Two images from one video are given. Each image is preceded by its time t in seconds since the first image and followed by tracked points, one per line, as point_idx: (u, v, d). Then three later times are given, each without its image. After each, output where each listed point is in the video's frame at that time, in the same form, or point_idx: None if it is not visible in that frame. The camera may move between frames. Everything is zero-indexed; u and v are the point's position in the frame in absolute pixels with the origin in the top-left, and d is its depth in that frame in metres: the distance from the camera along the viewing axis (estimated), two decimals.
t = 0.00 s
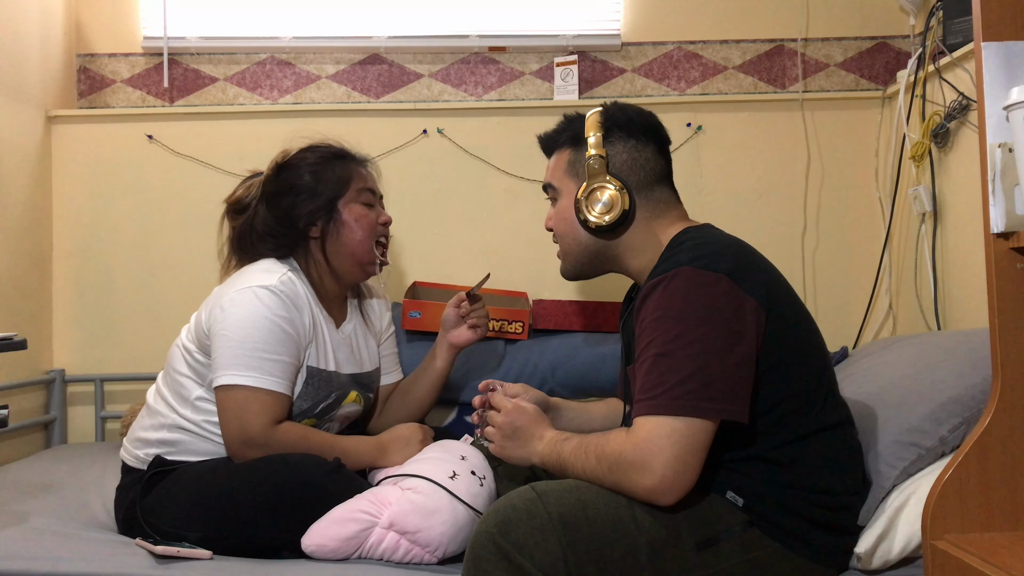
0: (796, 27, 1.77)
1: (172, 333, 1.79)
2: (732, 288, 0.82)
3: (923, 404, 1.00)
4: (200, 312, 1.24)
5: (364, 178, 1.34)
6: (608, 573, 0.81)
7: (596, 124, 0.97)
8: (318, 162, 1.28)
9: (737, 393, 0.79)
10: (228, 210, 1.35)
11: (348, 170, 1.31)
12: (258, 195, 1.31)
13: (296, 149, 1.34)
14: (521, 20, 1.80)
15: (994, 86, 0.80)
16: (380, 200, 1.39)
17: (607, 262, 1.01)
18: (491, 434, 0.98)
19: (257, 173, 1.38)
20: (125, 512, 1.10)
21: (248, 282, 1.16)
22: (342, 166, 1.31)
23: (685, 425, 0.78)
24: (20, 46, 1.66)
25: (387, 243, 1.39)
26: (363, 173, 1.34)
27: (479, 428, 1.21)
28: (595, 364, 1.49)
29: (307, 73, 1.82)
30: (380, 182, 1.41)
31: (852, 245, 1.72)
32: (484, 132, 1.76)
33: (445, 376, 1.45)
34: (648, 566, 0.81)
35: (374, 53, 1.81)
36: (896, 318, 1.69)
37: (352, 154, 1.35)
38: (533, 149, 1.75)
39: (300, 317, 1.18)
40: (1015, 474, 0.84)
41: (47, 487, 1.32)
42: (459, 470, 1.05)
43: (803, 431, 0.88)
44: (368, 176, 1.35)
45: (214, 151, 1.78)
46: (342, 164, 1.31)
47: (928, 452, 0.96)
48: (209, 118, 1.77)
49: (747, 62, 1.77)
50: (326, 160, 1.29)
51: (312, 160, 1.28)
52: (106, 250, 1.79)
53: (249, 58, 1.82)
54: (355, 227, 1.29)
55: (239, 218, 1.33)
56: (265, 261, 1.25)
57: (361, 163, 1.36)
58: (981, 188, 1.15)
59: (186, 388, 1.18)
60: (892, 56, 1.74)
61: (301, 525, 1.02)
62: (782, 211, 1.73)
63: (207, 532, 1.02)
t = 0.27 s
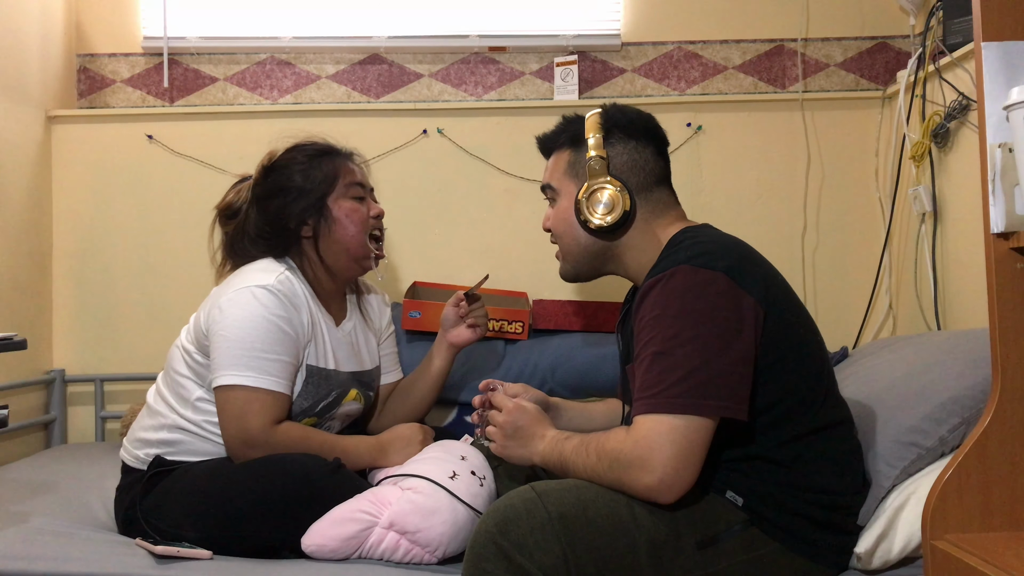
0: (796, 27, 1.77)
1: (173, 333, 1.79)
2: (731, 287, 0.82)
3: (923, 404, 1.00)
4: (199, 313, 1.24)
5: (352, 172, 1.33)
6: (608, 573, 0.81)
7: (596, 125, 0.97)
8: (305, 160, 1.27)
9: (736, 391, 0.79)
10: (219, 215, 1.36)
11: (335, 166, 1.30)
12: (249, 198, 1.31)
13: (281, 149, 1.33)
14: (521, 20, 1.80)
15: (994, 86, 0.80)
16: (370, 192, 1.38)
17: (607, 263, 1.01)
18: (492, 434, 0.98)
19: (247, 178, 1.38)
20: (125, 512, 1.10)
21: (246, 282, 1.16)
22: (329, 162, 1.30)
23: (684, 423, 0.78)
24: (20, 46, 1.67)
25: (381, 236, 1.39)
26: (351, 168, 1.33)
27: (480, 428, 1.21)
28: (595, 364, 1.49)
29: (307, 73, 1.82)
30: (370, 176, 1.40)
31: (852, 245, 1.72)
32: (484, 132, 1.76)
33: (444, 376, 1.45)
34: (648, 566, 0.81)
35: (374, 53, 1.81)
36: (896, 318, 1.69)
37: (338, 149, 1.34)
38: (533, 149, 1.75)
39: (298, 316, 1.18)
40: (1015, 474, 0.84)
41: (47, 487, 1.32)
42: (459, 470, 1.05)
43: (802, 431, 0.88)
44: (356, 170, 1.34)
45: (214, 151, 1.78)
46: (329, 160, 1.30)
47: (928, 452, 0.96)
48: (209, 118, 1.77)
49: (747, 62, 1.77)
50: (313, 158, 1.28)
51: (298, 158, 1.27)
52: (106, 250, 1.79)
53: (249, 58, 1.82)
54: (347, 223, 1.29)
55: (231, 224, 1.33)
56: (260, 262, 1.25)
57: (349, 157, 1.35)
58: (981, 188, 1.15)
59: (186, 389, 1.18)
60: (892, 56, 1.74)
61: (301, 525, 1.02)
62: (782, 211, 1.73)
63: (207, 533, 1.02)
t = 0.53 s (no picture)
0: (796, 27, 1.77)
1: (173, 333, 1.79)
2: (732, 287, 0.82)
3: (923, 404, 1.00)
4: (197, 314, 1.24)
5: (349, 172, 1.33)
6: (608, 573, 0.81)
7: (596, 124, 0.97)
8: (303, 159, 1.28)
9: (736, 392, 0.79)
10: (217, 215, 1.36)
11: (333, 165, 1.30)
12: (246, 198, 1.31)
13: (279, 149, 1.33)
14: (521, 20, 1.80)
15: (994, 87, 0.80)
16: (368, 191, 1.38)
17: (607, 262, 1.01)
18: (492, 433, 0.98)
19: (245, 178, 1.38)
20: (125, 512, 1.10)
21: (244, 283, 1.16)
22: (327, 162, 1.30)
23: (685, 424, 0.78)
24: (20, 46, 1.67)
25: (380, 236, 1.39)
26: (349, 167, 1.33)
27: (479, 428, 1.21)
28: (595, 364, 1.49)
29: (307, 73, 1.82)
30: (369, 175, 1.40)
31: (852, 245, 1.72)
32: (484, 132, 1.76)
33: (443, 375, 1.45)
34: (648, 566, 0.81)
35: (374, 53, 1.81)
36: (896, 318, 1.69)
37: (335, 149, 1.34)
38: (533, 149, 1.75)
39: (297, 317, 1.18)
40: (1015, 474, 0.84)
41: (47, 487, 1.32)
42: (459, 470, 1.05)
43: (802, 431, 0.88)
44: (352, 169, 1.34)
45: (214, 151, 1.78)
46: (326, 160, 1.30)
47: (928, 452, 0.96)
48: (209, 117, 1.77)
49: (747, 62, 1.77)
50: (310, 157, 1.29)
51: (296, 158, 1.28)
52: (106, 250, 1.79)
53: (249, 58, 1.82)
54: (344, 223, 1.29)
55: (228, 223, 1.34)
56: (257, 261, 1.25)
57: (347, 157, 1.35)
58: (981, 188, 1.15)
59: (185, 390, 1.18)
60: (892, 56, 1.74)
61: (301, 525, 1.02)
62: (782, 211, 1.73)
63: (207, 533, 1.02)
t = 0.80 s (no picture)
0: (796, 27, 1.77)
1: (173, 333, 1.79)
2: (733, 288, 0.82)
3: (924, 404, 1.00)
4: (197, 314, 1.24)
5: (350, 172, 1.33)
6: (608, 573, 0.81)
7: (599, 123, 0.97)
8: (303, 159, 1.28)
9: (737, 392, 0.79)
10: (217, 215, 1.36)
11: (333, 166, 1.30)
12: (247, 198, 1.31)
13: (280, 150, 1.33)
14: (521, 20, 1.80)
15: (994, 87, 0.80)
16: (368, 191, 1.38)
17: (609, 262, 1.01)
18: (492, 433, 0.98)
19: (246, 178, 1.38)
20: (125, 512, 1.10)
21: (245, 283, 1.16)
22: (327, 162, 1.30)
23: (686, 425, 0.78)
24: (20, 46, 1.67)
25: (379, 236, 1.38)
26: (349, 167, 1.33)
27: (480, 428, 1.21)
28: (595, 364, 1.49)
29: (307, 73, 1.82)
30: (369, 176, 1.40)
31: (852, 245, 1.72)
32: (484, 132, 1.76)
33: (443, 375, 1.45)
34: (649, 566, 0.81)
35: (374, 53, 1.81)
36: (896, 319, 1.69)
37: (335, 149, 1.34)
38: (533, 149, 1.75)
39: (297, 317, 1.18)
40: (1015, 474, 0.84)
41: (47, 487, 1.32)
42: (459, 470, 1.05)
43: (803, 431, 0.88)
44: (353, 170, 1.34)
45: (214, 151, 1.78)
46: (326, 160, 1.30)
47: (928, 452, 0.96)
48: (209, 117, 1.77)
49: (747, 62, 1.77)
50: (311, 158, 1.29)
51: (297, 158, 1.28)
52: (106, 250, 1.79)
53: (249, 58, 1.82)
54: (344, 222, 1.29)
55: (228, 224, 1.34)
56: (257, 261, 1.25)
57: (347, 158, 1.35)
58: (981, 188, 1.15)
59: (185, 389, 1.18)
60: (892, 56, 1.74)
61: (301, 525, 1.02)
62: (782, 211, 1.73)
63: (207, 533, 1.02)
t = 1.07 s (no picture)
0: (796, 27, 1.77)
1: (173, 333, 1.79)
2: (734, 289, 0.82)
3: (924, 404, 1.00)
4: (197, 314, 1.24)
5: (349, 172, 1.33)
6: (608, 573, 0.81)
7: (600, 123, 0.97)
8: (302, 160, 1.28)
9: (738, 393, 0.79)
10: (217, 216, 1.36)
11: (332, 166, 1.30)
12: (246, 199, 1.31)
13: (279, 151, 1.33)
14: (521, 20, 1.80)
15: (994, 87, 0.80)
16: (368, 191, 1.38)
17: (610, 262, 1.01)
18: (492, 433, 0.98)
19: (245, 179, 1.38)
20: (125, 512, 1.10)
21: (244, 283, 1.16)
22: (326, 162, 1.30)
23: (686, 426, 0.78)
24: (20, 46, 1.67)
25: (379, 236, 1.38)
26: (348, 167, 1.33)
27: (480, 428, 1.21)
28: (594, 364, 1.49)
29: (307, 73, 1.82)
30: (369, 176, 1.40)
31: (852, 245, 1.72)
32: (484, 132, 1.76)
33: (442, 374, 1.45)
34: (648, 566, 0.81)
35: (374, 53, 1.81)
36: (896, 319, 1.69)
37: (334, 149, 1.35)
38: (533, 149, 1.75)
39: (297, 317, 1.18)
40: (1015, 474, 0.84)
41: (47, 487, 1.32)
42: (459, 470, 1.05)
43: (803, 431, 0.88)
44: (353, 170, 1.34)
45: (214, 151, 1.78)
46: (325, 160, 1.30)
47: (928, 453, 0.96)
48: (209, 117, 1.77)
49: (747, 62, 1.77)
50: (310, 158, 1.29)
51: (296, 158, 1.28)
52: (106, 250, 1.79)
53: (249, 58, 1.82)
54: (345, 222, 1.29)
55: (228, 225, 1.33)
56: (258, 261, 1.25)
57: (347, 158, 1.35)
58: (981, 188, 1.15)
59: (185, 390, 1.18)
60: (892, 56, 1.74)
61: (301, 525, 1.02)
62: (782, 211, 1.73)
63: (207, 533, 1.02)
